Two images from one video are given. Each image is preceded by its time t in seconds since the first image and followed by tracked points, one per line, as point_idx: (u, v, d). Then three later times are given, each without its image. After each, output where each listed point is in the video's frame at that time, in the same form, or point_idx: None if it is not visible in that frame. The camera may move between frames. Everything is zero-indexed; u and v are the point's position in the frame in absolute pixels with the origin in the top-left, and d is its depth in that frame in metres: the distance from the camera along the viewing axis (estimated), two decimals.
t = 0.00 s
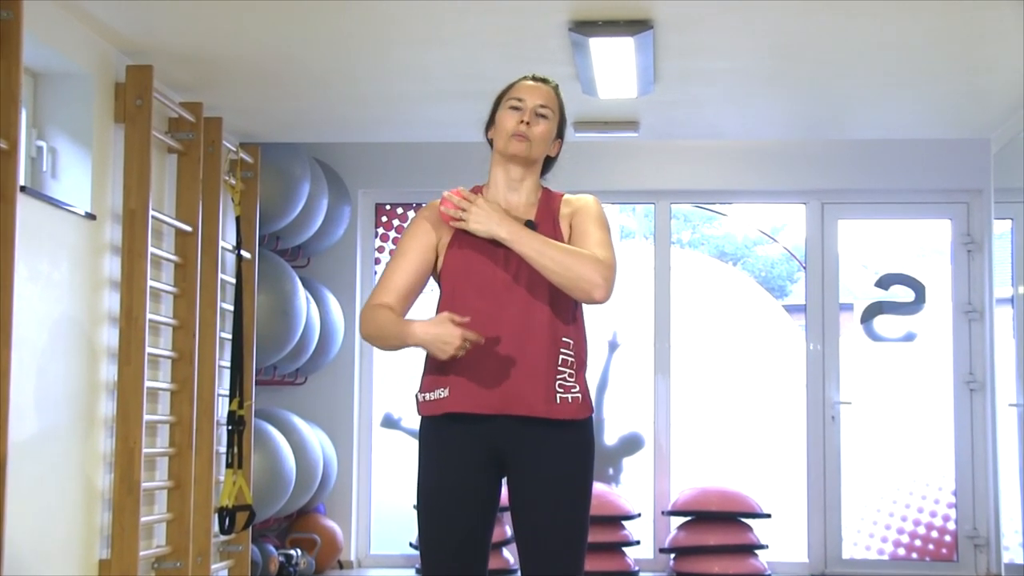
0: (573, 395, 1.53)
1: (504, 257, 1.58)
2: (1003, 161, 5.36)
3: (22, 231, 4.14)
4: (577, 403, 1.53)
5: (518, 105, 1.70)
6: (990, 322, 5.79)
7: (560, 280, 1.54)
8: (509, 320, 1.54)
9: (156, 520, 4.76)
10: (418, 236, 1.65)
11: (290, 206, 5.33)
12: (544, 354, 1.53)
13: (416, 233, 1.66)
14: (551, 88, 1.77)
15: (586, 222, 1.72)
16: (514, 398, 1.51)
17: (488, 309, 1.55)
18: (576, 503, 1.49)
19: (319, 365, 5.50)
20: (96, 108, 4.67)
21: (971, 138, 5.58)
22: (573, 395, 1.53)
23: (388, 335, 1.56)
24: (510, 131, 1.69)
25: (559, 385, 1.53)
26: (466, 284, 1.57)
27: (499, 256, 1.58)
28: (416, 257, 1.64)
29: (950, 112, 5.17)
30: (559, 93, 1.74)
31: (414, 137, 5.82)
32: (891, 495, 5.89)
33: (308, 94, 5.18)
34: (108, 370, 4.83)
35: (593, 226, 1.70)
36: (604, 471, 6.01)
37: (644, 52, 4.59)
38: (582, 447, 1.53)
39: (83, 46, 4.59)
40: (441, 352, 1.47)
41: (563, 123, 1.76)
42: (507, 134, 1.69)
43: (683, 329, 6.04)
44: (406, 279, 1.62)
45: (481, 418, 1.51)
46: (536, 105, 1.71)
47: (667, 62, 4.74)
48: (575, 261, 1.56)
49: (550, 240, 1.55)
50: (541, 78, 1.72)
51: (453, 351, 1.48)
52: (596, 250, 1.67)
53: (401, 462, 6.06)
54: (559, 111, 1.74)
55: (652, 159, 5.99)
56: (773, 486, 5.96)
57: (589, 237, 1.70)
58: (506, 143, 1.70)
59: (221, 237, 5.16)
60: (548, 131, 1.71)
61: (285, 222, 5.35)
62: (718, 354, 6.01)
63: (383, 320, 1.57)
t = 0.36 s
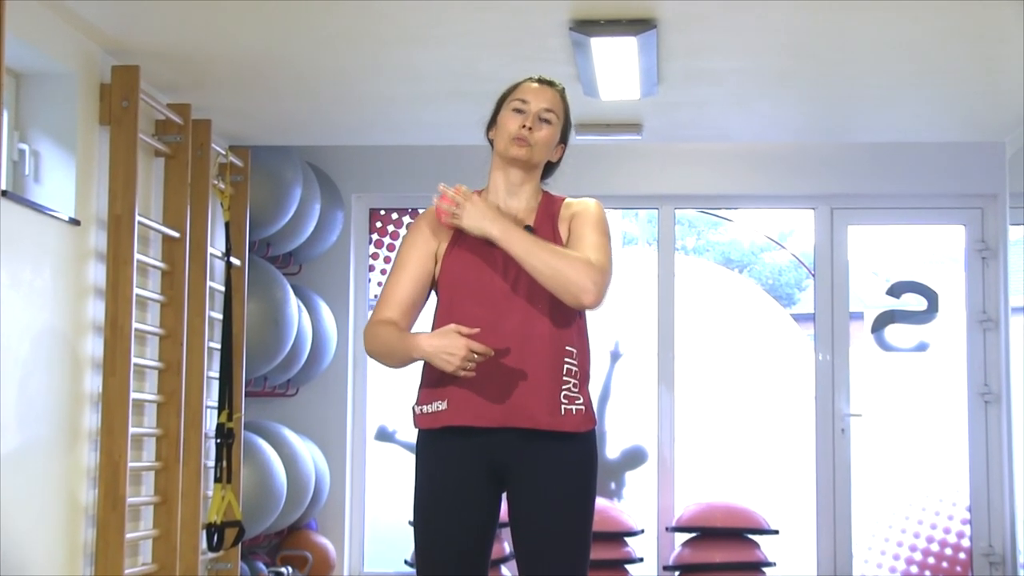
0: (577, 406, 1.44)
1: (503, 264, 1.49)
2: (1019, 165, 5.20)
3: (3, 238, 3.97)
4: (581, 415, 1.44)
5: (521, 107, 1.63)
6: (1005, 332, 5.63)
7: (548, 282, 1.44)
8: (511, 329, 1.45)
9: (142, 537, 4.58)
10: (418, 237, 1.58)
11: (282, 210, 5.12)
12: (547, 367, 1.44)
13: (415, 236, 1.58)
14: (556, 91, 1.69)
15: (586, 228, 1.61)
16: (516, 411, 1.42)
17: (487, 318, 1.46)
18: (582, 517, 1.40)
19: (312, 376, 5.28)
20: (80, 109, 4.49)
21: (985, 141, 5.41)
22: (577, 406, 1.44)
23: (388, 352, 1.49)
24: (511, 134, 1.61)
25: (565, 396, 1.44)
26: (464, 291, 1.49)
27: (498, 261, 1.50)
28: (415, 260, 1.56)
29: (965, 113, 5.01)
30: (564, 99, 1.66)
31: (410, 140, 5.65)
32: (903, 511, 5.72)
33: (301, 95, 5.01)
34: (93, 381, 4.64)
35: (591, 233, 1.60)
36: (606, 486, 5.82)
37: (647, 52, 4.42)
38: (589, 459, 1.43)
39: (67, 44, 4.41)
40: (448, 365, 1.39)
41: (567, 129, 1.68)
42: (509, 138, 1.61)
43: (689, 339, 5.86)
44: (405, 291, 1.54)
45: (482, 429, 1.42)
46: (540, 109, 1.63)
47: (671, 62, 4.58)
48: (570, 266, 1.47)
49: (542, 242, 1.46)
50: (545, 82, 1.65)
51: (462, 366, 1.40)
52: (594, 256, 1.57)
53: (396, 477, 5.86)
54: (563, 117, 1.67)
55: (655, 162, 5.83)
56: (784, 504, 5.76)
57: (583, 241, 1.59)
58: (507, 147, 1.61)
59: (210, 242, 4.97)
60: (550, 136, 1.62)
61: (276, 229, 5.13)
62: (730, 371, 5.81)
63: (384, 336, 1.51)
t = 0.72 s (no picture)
0: (579, 420, 1.57)
1: (505, 274, 1.61)
2: None
3: None
4: (583, 429, 1.56)
5: (521, 112, 1.73)
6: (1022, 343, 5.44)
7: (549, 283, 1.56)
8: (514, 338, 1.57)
9: (127, 556, 4.42)
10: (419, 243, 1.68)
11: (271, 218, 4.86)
12: (549, 378, 1.56)
13: (415, 245, 1.69)
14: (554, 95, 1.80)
15: (588, 233, 1.74)
16: (518, 425, 1.54)
17: (492, 328, 1.58)
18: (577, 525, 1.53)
19: (303, 390, 5.11)
20: (63, 112, 4.31)
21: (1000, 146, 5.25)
22: (579, 421, 1.57)
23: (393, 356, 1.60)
24: (512, 140, 1.72)
25: (565, 411, 1.56)
26: (464, 298, 1.60)
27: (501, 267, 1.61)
28: (418, 269, 1.67)
29: (979, 117, 4.84)
30: (563, 101, 1.77)
31: (406, 145, 5.49)
32: (916, 529, 5.55)
33: (292, 98, 4.85)
34: (77, 394, 4.45)
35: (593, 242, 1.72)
36: (608, 503, 5.64)
37: (651, 54, 4.25)
38: (590, 473, 1.56)
39: (50, 46, 4.23)
40: (442, 365, 1.51)
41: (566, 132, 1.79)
42: (510, 143, 1.72)
43: (694, 350, 5.69)
44: (411, 301, 1.66)
45: (482, 448, 1.54)
46: (539, 113, 1.73)
47: (675, 65, 4.41)
48: (570, 271, 1.59)
49: (543, 245, 1.59)
50: (545, 85, 1.75)
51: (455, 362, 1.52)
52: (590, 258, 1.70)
53: (390, 494, 5.68)
54: (562, 121, 1.77)
55: (658, 167, 5.67)
56: (793, 522, 5.59)
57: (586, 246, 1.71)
58: (510, 153, 1.72)
59: (198, 251, 4.80)
60: (552, 139, 1.73)
61: (264, 237, 4.92)
62: (737, 383, 5.64)
63: (389, 349, 1.62)
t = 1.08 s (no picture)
0: (578, 436, 1.45)
1: (501, 283, 1.50)
2: None
3: None
4: (583, 445, 1.45)
5: (511, 118, 1.61)
6: None
7: (552, 305, 1.45)
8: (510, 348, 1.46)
9: None
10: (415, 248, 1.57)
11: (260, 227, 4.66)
12: (547, 392, 1.45)
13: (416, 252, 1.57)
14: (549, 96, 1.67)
15: (592, 247, 1.60)
16: (514, 439, 1.42)
17: (485, 339, 1.47)
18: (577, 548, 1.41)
19: (293, 404, 4.94)
20: (46, 115, 4.14)
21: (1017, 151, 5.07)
22: (579, 436, 1.45)
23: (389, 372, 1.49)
24: (503, 147, 1.60)
25: (563, 425, 1.45)
26: (460, 308, 1.50)
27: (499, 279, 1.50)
28: (416, 278, 1.56)
29: (995, 120, 4.67)
30: (558, 102, 1.65)
31: (401, 150, 5.32)
32: (929, 549, 5.34)
33: (282, 101, 4.68)
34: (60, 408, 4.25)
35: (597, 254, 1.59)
36: (609, 521, 5.44)
37: (654, 56, 4.08)
38: (590, 492, 1.44)
39: (32, 46, 4.06)
40: (440, 374, 1.40)
41: (565, 134, 1.66)
42: (501, 150, 1.60)
43: (699, 362, 5.50)
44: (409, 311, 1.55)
45: (477, 463, 1.42)
46: (530, 116, 1.61)
47: (679, 67, 4.25)
48: (574, 290, 1.48)
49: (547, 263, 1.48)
50: (534, 87, 1.63)
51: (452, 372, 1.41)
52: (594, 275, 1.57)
53: (384, 512, 5.49)
54: (558, 122, 1.64)
55: (661, 173, 5.50)
56: (802, 541, 5.39)
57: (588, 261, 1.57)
58: (501, 161, 1.60)
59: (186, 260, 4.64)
60: (546, 143, 1.61)
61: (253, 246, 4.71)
62: (744, 397, 5.45)
63: (382, 360, 1.51)
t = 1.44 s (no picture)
0: (577, 452, 1.43)
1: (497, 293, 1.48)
2: None
3: None
4: (582, 462, 1.43)
5: (490, 127, 1.59)
6: None
7: (538, 310, 1.41)
8: (508, 362, 1.44)
9: None
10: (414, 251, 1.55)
11: (252, 235, 4.50)
12: (544, 409, 1.42)
13: (413, 255, 1.55)
14: (527, 93, 1.64)
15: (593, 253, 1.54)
16: (509, 455, 1.40)
17: (481, 352, 1.45)
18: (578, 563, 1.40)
19: (285, 418, 4.79)
20: (30, 118, 3.96)
21: None
22: (577, 452, 1.43)
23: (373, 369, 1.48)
24: (487, 158, 1.58)
25: (561, 441, 1.43)
26: (454, 317, 1.47)
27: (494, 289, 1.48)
28: (412, 283, 1.54)
29: (1012, 123, 4.52)
30: (538, 99, 1.62)
31: (398, 154, 5.16)
32: (945, 569, 5.17)
33: (274, 105, 4.53)
34: (44, 422, 4.08)
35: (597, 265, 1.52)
36: (613, 539, 5.28)
37: (660, 58, 3.93)
38: (588, 508, 1.43)
39: (14, 47, 3.88)
40: (413, 378, 1.39)
41: (554, 129, 1.62)
42: (487, 161, 1.58)
43: (706, 373, 5.35)
44: (400, 315, 1.53)
45: (472, 479, 1.41)
46: (507, 120, 1.58)
47: (686, 69, 4.10)
48: (566, 296, 1.43)
49: (535, 268, 1.42)
50: (507, 89, 1.60)
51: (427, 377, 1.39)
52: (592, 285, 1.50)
53: (380, 529, 5.33)
54: (541, 117, 1.61)
55: (665, 179, 5.34)
56: (813, 561, 5.22)
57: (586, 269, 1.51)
58: (491, 172, 1.58)
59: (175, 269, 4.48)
60: (529, 143, 1.58)
61: (244, 255, 4.56)
62: (753, 410, 5.29)
63: (368, 360, 1.50)
